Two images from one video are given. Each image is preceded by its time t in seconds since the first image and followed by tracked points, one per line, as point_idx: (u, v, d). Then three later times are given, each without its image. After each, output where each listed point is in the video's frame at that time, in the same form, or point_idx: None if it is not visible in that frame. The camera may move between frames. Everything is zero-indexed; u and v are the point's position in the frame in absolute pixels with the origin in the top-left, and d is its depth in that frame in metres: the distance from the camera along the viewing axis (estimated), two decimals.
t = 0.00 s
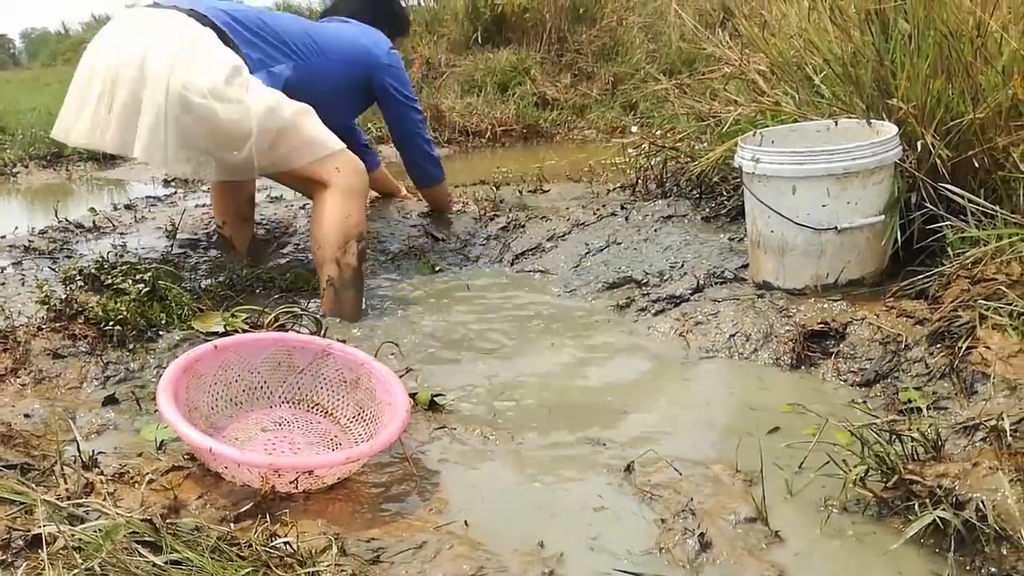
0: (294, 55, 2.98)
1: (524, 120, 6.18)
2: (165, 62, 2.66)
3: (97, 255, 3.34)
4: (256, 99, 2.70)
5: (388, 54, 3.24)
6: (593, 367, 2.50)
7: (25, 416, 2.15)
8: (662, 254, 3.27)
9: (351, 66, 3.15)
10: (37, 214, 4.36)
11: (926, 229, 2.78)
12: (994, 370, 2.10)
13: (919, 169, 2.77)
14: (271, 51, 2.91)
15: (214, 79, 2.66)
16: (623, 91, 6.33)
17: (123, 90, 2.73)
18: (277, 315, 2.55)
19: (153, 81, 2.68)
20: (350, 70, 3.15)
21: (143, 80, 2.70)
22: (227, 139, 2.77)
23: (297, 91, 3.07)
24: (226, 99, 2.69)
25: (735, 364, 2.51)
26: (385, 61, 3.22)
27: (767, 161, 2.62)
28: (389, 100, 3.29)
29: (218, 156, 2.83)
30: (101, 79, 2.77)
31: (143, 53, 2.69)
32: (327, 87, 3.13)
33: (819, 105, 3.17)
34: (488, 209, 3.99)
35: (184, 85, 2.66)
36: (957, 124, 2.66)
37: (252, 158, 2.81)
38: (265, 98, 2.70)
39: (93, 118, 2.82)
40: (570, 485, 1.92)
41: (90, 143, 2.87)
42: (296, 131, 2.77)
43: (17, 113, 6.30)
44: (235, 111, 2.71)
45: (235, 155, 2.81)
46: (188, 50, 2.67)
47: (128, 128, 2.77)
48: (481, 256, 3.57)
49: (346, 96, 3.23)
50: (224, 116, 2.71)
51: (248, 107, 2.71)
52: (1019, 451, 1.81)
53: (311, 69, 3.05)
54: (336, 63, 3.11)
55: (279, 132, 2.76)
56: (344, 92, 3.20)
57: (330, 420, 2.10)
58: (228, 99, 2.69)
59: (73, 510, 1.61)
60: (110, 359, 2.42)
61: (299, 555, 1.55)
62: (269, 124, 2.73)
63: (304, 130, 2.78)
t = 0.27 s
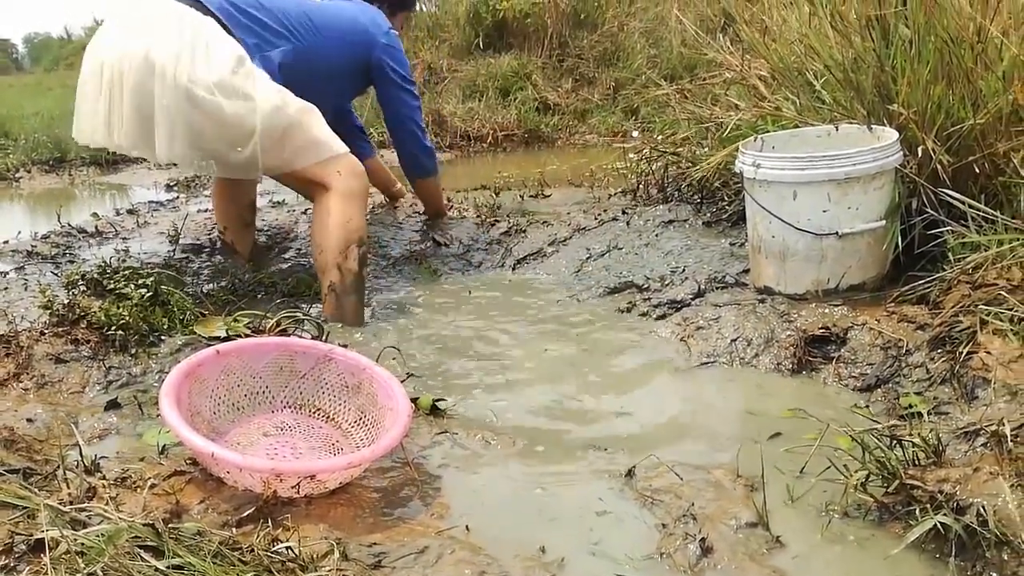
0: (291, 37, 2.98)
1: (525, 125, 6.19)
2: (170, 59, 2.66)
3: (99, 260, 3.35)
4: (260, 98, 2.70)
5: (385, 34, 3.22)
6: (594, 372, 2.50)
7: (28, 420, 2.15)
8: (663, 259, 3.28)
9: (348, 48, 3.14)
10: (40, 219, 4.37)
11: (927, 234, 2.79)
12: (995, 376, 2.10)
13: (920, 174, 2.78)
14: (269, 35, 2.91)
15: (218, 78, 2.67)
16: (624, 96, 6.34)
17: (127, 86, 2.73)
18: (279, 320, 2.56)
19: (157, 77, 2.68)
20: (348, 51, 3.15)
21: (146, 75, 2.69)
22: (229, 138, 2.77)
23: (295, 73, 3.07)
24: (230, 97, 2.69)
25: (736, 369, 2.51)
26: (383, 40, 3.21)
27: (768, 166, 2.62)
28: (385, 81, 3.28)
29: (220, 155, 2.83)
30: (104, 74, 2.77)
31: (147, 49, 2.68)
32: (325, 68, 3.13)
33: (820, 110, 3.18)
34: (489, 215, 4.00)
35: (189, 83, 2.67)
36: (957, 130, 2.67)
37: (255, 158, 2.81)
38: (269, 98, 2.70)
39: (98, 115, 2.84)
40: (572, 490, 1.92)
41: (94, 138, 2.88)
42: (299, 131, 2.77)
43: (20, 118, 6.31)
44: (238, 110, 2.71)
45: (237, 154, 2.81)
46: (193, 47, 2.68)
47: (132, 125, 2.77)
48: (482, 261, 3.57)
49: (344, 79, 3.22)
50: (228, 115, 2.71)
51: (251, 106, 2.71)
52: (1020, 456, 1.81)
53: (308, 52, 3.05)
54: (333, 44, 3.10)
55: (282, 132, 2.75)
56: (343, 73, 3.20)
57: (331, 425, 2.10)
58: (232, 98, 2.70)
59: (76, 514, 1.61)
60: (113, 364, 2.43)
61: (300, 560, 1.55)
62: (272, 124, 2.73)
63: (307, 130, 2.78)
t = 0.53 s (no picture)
0: (298, 29, 2.99)
1: (529, 127, 6.19)
2: (172, 56, 2.68)
3: (103, 262, 3.36)
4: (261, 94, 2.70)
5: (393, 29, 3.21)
6: (597, 375, 2.51)
7: (32, 422, 2.16)
8: (666, 261, 3.28)
9: (356, 41, 3.13)
10: (44, 221, 4.37)
11: (931, 237, 2.78)
12: (998, 379, 2.10)
13: (924, 178, 2.78)
14: (276, 29, 2.94)
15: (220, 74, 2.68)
16: (627, 99, 6.34)
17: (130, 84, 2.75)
18: (283, 322, 2.56)
19: (160, 74, 2.71)
20: (355, 45, 3.14)
21: (149, 73, 2.72)
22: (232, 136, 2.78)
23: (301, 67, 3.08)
24: (231, 94, 2.70)
25: (739, 372, 2.51)
26: (390, 35, 3.20)
27: (771, 169, 2.62)
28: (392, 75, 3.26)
29: (223, 154, 2.83)
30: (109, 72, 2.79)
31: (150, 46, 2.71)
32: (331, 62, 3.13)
33: (823, 113, 3.18)
34: (492, 217, 4.00)
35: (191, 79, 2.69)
36: (961, 133, 2.66)
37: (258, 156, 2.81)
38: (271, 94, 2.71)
39: (100, 115, 2.85)
40: (575, 492, 1.92)
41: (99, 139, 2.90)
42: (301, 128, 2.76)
43: (24, 120, 6.33)
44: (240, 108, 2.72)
45: (239, 153, 2.81)
46: (196, 44, 2.70)
47: (136, 123, 2.79)
48: (485, 264, 3.57)
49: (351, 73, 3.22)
50: (230, 112, 2.73)
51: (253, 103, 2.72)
52: None
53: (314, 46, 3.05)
54: (340, 37, 3.09)
55: (284, 130, 2.75)
56: (350, 67, 3.19)
57: (335, 427, 2.11)
58: (234, 95, 2.71)
59: (81, 515, 1.61)
60: (117, 366, 2.43)
61: (304, 562, 1.55)
62: (274, 121, 2.73)
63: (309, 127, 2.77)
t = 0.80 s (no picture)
0: (302, 23, 2.99)
1: (531, 127, 6.19)
2: (176, 53, 2.69)
3: (106, 262, 3.36)
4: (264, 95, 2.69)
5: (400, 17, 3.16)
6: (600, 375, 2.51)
7: (36, 420, 2.16)
8: (669, 261, 3.28)
9: (362, 33, 3.10)
10: (47, 220, 4.38)
11: (933, 239, 2.78)
12: (1002, 380, 2.10)
13: (927, 179, 2.78)
14: (279, 24, 2.95)
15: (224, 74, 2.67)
16: (630, 99, 6.34)
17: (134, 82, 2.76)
18: (286, 322, 2.56)
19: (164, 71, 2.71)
20: (361, 37, 3.11)
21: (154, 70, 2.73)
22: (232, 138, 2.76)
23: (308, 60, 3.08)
24: (235, 94, 2.70)
25: (742, 372, 2.51)
26: (397, 24, 3.14)
27: (774, 169, 2.62)
28: (402, 67, 3.22)
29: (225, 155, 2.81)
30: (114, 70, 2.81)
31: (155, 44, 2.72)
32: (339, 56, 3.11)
33: (827, 114, 3.17)
34: (495, 217, 4.00)
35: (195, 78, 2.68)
36: (964, 133, 2.66)
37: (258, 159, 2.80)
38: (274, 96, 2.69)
39: (106, 113, 2.86)
40: (578, 492, 1.92)
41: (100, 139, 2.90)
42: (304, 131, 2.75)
43: (27, 120, 6.33)
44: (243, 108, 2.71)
45: (242, 154, 2.79)
46: (200, 43, 2.70)
47: (137, 123, 2.79)
48: (488, 264, 3.57)
49: (359, 67, 3.21)
50: (233, 112, 2.71)
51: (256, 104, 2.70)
52: None
53: (319, 40, 3.05)
54: (347, 31, 3.08)
55: (287, 132, 2.74)
56: (359, 60, 3.17)
57: (338, 427, 2.11)
58: (237, 96, 2.70)
59: (85, 514, 1.60)
60: (120, 365, 2.43)
61: (308, 561, 1.55)
62: (276, 122, 2.71)
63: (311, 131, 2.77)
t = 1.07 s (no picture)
0: (315, 34, 2.99)
1: (531, 128, 6.19)
2: (193, 54, 2.66)
3: (107, 261, 3.36)
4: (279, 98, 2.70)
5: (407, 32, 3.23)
6: (600, 376, 2.51)
7: (36, 420, 2.16)
8: (669, 262, 3.28)
9: (372, 47, 3.15)
10: (47, 220, 4.37)
11: (934, 239, 2.78)
12: (1002, 381, 2.10)
13: (927, 179, 2.78)
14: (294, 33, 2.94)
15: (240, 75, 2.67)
16: (630, 99, 6.33)
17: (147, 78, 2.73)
18: (286, 322, 2.56)
19: (180, 71, 2.68)
20: (371, 51, 3.16)
21: (169, 70, 2.70)
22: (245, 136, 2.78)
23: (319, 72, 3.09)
24: (250, 95, 2.70)
25: (742, 372, 2.51)
26: (404, 40, 3.20)
27: (775, 170, 2.62)
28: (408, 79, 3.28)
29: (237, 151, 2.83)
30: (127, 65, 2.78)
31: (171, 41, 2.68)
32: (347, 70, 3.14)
33: (827, 115, 3.18)
34: (496, 217, 4.00)
35: (211, 78, 2.67)
36: (965, 135, 2.66)
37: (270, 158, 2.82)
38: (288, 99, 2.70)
39: (121, 109, 2.85)
40: (578, 492, 1.92)
41: (111, 130, 2.90)
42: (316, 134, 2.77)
43: (28, 119, 6.34)
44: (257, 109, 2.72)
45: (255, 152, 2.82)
46: (217, 42, 2.68)
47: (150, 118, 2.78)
48: (488, 264, 3.57)
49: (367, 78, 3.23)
50: (247, 112, 2.72)
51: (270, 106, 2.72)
52: None
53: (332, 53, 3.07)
54: (357, 45, 3.11)
55: (299, 134, 2.75)
56: (366, 74, 3.21)
57: (338, 426, 2.11)
58: (251, 96, 2.71)
59: (85, 514, 1.60)
60: (120, 364, 2.43)
61: (308, 561, 1.55)
62: (290, 124, 2.72)
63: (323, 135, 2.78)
